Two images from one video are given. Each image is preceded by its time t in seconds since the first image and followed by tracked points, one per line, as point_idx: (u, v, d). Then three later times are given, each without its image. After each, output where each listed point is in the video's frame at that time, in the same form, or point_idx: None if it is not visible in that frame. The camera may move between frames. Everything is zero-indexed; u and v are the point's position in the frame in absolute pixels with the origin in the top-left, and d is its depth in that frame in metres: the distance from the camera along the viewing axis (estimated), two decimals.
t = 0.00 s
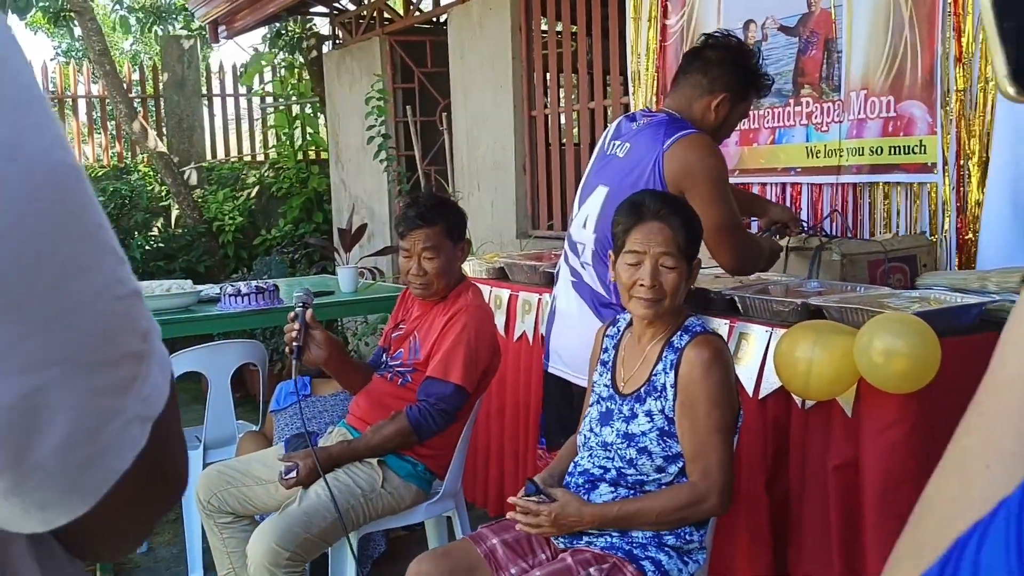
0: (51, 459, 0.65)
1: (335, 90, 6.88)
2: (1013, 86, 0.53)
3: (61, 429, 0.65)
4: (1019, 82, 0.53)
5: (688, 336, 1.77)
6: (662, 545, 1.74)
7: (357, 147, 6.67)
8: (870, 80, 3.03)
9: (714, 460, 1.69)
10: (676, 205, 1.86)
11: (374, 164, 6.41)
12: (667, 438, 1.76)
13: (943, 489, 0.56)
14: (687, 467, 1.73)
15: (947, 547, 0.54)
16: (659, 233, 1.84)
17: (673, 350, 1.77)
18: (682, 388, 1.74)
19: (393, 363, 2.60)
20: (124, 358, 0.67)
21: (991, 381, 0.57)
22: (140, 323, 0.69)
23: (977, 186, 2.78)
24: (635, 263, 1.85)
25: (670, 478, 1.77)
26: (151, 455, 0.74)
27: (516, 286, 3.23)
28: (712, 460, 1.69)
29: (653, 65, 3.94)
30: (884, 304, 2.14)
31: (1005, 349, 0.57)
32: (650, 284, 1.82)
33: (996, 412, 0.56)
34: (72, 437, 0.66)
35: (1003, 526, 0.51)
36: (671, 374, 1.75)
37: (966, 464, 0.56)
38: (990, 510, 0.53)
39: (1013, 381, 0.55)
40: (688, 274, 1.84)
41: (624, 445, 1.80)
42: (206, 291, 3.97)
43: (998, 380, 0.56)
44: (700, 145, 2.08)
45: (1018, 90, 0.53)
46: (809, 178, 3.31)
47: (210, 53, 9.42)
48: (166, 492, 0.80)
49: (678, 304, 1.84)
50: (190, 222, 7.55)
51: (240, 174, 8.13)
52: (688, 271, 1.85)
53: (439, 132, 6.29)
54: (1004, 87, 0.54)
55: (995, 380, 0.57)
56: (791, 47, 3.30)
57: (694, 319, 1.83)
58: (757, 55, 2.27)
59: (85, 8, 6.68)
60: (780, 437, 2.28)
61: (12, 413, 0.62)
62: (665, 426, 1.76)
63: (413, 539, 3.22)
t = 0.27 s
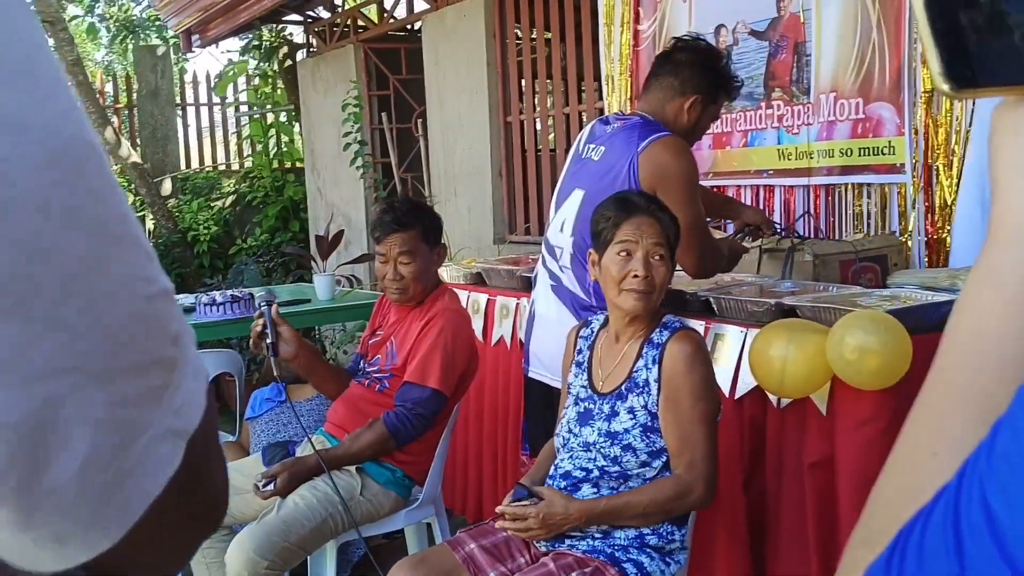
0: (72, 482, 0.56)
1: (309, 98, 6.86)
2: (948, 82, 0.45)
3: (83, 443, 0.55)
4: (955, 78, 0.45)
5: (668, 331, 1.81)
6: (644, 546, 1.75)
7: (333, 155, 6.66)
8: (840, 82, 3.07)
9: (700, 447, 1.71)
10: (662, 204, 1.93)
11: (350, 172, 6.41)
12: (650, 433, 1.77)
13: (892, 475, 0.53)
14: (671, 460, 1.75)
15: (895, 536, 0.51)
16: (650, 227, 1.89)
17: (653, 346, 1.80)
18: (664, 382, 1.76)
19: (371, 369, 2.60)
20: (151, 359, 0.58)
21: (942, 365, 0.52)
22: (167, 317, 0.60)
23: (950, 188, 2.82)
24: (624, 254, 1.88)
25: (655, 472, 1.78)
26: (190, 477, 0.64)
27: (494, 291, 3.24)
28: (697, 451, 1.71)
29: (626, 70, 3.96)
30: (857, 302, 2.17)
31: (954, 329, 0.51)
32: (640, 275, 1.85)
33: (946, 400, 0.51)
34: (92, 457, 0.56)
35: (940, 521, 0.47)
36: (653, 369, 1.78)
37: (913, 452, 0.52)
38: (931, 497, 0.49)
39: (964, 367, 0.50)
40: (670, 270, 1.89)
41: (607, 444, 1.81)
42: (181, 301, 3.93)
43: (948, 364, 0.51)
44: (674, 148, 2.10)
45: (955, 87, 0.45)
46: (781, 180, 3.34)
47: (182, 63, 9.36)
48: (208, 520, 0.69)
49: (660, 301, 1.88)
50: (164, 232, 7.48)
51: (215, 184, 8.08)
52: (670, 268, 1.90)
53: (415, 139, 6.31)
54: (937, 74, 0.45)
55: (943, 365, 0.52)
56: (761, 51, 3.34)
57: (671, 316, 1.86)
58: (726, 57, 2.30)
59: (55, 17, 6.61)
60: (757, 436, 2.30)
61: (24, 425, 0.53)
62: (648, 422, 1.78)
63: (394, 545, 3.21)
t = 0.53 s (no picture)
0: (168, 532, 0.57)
1: (296, 107, 6.84)
2: (935, 95, 0.47)
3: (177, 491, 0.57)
4: (942, 91, 0.47)
5: (652, 334, 1.81)
6: (640, 553, 1.74)
7: (320, 163, 6.64)
8: (827, 89, 3.09)
9: (687, 443, 1.72)
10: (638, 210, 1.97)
11: (338, 180, 6.39)
12: (639, 436, 1.77)
13: (885, 486, 0.56)
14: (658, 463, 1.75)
15: (888, 547, 0.55)
16: (630, 229, 1.94)
17: (638, 349, 1.81)
18: (652, 381, 1.76)
19: (359, 378, 2.58)
20: (238, 408, 0.60)
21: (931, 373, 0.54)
22: (252, 364, 0.62)
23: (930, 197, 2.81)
24: (604, 257, 1.91)
25: (647, 476, 1.78)
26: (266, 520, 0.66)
27: (483, 300, 3.24)
28: (684, 449, 1.72)
29: (614, 78, 3.97)
30: (846, 309, 2.18)
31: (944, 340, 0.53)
32: (623, 277, 1.88)
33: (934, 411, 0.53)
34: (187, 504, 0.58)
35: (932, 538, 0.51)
36: (639, 372, 1.78)
37: (905, 464, 0.55)
38: (924, 512, 0.53)
39: (952, 378, 0.52)
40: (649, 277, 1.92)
41: (597, 450, 1.80)
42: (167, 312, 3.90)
43: (936, 374, 0.53)
44: (665, 158, 2.09)
45: (942, 98, 0.47)
46: (769, 187, 3.36)
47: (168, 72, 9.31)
48: (285, 551, 0.69)
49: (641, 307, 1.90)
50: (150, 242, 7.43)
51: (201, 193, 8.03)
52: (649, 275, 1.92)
53: (402, 148, 6.30)
54: (922, 91, 0.48)
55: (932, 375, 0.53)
56: (749, 58, 3.36)
57: (654, 320, 1.87)
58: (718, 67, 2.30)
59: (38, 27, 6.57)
60: (748, 442, 2.30)
61: (128, 475, 0.54)
62: (636, 425, 1.77)
63: (385, 556, 3.19)
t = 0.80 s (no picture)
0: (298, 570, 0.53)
1: (290, 114, 6.84)
2: (928, 100, 0.49)
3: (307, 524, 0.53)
4: (934, 97, 0.49)
5: (644, 337, 1.82)
6: (637, 557, 1.74)
7: (315, 170, 6.63)
8: (822, 93, 3.09)
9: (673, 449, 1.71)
10: (627, 216, 1.98)
11: (332, 187, 6.39)
12: (633, 437, 1.77)
13: (886, 487, 0.58)
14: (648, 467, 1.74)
15: (889, 548, 0.57)
16: (619, 234, 1.94)
17: (630, 352, 1.81)
18: (643, 382, 1.77)
19: (356, 384, 2.58)
20: (346, 435, 0.56)
21: (929, 375, 0.55)
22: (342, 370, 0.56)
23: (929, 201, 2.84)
24: (597, 263, 1.91)
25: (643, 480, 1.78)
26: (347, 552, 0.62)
27: (480, 306, 3.23)
28: (673, 451, 1.71)
29: (609, 84, 3.97)
30: (843, 313, 2.18)
31: (939, 342, 0.55)
32: (615, 282, 1.87)
33: (932, 413, 0.55)
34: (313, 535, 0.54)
35: (932, 535, 0.52)
36: (631, 373, 1.79)
37: (906, 465, 0.57)
38: (925, 512, 0.55)
39: (948, 380, 0.54)
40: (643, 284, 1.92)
41: (592, 454, 1.80)
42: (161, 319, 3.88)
43: (934, 376, 0.55)
44: (664, 167, 2.10)
45: (935, 104, 0.49)
46: (765, 192, 3.37)
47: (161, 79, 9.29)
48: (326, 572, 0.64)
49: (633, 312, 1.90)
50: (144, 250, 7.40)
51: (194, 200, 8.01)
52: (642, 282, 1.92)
53: (397, 154, 6.30)
54: (918, 97, 0.50)
55: (929, 377, 0.55)
56: (743, 63, 3.37)
57: (647, 324, 1.87)
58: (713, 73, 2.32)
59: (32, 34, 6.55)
60: (746, 447, 2.30)
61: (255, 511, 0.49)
62: (630, 426, 1.77)
63: (382, 563, 3.18)
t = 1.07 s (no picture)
0: None
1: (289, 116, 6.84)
2: (917, 97, 0.52)
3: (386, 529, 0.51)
4: (922, 94, 0.52)
5: (644, 336, 1.82)
6: (635, 557, 1.74)
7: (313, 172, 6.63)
8: (820, 92, 3.10)
9: (671, 444, 1.72)
10: (626, 215, 1.98)
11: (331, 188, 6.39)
12: (631, 435, 1.77)
13: (874, 484, 0.59)
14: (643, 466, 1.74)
15: (879, 544, 0.58)
16: (620, 233, 1.95)
17: (629, 351, 1.81)
18: (641, 381, 1.77)
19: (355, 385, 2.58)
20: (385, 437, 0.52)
21: (917, 372, 0.55)
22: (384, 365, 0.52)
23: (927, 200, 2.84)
24: (597, 264, 1.91)
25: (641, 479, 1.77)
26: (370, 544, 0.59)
27: (478, 307, 3.23)
28: (668, 450, 1.71)
29: (607, 84, 3.97)
30: (842, 311, 2.18)
31: (927, 338, 0.54)
32: (617, 280, 1.88)
33: (919, 410, 0.55)
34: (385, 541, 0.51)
35: (925, 532, 0.53)
36: (630, 372, 1.78)
37: (893, 460, 0.57)
38: (915, 506, 0.56)
39: (937, 377, 0.54)
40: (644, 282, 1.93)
41: (590, 451, 1.80)
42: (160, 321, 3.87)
43: (921, 371, 0.55)
44: (654, 170, 2.11)
45: (923, 101, 0.52)
46: (764, 191, 3.37)
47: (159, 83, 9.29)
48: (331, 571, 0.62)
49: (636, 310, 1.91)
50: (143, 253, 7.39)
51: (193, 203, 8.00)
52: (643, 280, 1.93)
53: (395, 155, 6.30)
54: (907, 93, 0.52)
55: (915, 374, 0.55)
56: (741, 62, 3.37)
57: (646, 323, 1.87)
58: (694, 69, 2.31)
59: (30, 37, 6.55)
60: (745, 447, 2.30)
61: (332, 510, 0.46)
62: (628, 424, 1.77)
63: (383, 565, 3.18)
